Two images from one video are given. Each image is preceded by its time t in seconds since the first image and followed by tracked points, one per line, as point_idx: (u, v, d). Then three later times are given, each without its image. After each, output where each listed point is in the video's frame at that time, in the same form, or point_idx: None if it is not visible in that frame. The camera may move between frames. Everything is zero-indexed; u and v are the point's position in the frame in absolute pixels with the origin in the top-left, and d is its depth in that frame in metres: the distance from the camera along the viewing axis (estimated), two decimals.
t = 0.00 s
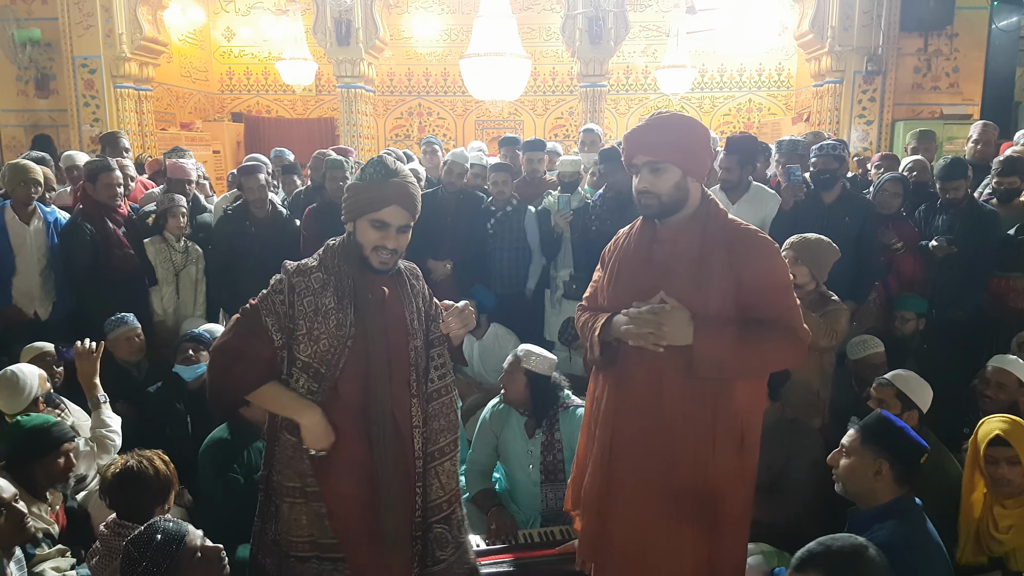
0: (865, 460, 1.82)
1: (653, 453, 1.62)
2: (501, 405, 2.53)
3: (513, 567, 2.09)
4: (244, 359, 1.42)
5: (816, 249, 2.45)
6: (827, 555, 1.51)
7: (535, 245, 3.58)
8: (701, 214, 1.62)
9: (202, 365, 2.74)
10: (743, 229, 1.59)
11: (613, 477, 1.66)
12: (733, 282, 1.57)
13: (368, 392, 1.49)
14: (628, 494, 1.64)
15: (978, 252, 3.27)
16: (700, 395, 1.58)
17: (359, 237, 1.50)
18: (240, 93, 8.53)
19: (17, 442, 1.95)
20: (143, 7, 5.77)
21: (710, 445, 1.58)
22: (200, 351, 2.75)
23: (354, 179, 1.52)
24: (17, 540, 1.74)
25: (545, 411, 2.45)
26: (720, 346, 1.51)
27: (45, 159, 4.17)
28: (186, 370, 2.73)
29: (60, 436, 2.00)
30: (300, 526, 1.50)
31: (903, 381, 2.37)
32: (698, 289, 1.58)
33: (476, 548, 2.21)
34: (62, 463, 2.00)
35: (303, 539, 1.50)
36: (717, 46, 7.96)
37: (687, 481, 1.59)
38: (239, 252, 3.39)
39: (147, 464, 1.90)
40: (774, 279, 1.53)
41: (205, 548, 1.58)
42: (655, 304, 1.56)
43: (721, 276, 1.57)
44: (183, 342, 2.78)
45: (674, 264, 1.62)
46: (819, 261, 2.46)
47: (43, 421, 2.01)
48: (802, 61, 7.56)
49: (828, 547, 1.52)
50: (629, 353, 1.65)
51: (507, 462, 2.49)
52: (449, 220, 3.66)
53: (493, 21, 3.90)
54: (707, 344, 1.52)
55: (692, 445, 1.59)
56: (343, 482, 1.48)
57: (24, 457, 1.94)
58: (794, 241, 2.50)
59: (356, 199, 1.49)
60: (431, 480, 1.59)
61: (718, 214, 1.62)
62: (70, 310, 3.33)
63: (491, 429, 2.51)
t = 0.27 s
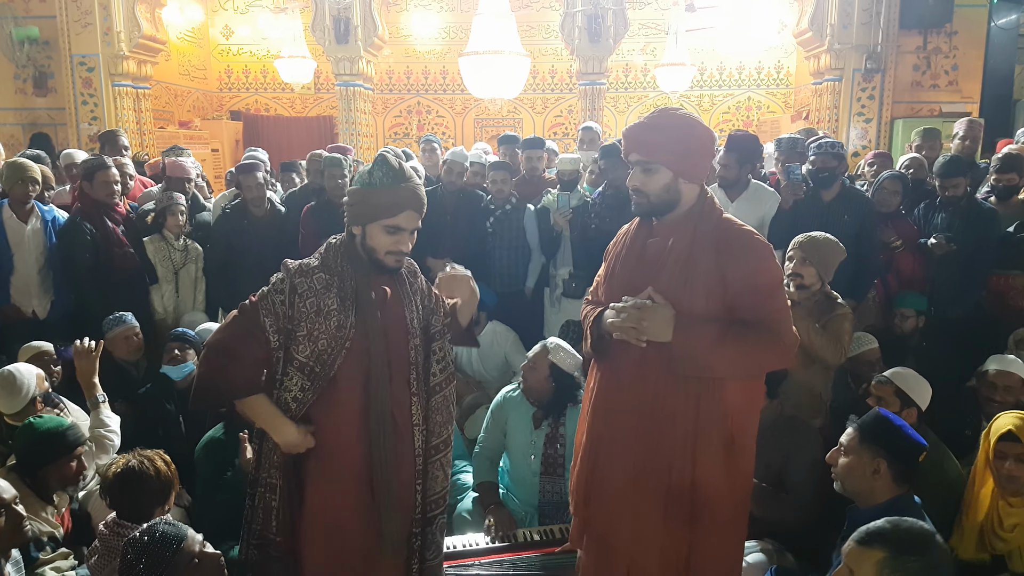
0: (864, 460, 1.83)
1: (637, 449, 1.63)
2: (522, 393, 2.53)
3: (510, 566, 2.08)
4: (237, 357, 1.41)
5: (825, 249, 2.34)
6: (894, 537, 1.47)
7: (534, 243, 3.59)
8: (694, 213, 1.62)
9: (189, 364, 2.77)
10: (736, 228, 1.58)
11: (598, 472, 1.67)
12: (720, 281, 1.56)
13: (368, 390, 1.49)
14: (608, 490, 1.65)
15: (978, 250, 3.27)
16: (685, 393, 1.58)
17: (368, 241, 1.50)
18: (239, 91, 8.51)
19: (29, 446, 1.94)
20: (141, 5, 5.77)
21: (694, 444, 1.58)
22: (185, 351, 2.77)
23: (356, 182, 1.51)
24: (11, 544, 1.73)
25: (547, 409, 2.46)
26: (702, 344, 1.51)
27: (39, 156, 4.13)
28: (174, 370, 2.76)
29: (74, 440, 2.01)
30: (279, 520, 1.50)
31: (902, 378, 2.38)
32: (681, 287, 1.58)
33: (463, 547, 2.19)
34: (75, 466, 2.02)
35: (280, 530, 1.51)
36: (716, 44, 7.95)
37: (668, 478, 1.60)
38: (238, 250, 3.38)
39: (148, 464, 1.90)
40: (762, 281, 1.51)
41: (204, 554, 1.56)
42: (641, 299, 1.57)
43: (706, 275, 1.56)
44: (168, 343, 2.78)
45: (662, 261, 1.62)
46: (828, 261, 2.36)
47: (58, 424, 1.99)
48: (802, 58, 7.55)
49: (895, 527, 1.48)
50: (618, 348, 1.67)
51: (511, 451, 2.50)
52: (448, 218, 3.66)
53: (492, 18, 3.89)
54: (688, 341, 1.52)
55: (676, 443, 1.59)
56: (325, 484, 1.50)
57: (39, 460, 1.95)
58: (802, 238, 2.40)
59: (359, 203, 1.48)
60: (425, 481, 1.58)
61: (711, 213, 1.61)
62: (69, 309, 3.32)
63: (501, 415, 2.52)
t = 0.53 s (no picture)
0: (863, 459, 1.83)
1: (633, 448, 1.63)
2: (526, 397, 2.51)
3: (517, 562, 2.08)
4: (252, 365, 1.46)
5: (826, 248, 2.44)
6: (904, 528, 1.53)
7: (533, 242, 3.59)
8: (694, 211, 1.62)
9: (177, 365, 2.73)
10: (735, 226, 1.58)
11: (593, 470, 1.67)
12: (720, 279, 1.56)
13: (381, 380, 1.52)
14: (604, 488, 1.65)
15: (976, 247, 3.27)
16: (682, 391, 1.59)
17: (390, 249, 1.53)
18: (237, 90, 8.51)
19: (30, 444, 1.95)
20: (139, 4, 5.77)
21: (691, 442, 1.58)
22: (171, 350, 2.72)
23: (367, 199, 1.49)
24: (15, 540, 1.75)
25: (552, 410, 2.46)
26: (702, 343, 1.51)
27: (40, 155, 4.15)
28: (163, 371, 2.72)
29: (73, 438, 2.01)
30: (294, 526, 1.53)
31: (901, 376, 2.37)
32: (684, 284, 1.58)
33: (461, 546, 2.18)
34: (72, 463, 2.02)
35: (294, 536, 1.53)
36: (714, 43, 7.95)
37: (666, 476, 1.60)
38: (236, 250, 3.38)
39: (147, 462, 1.90)
40: (761, 280, 1.52)
41: (200, 556, 1.57)
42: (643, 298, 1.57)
43: (707, 272, 1.57)
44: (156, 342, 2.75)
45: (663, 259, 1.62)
46: (830, 258, 2.45)
47: (56, 422, 2.00)
48: (800, 57, 7.55)
49: (905, 518, 1.55)
50: (617, 347, 1.67)
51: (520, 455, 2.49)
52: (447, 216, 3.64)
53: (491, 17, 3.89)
54: (689, 339, 1.52)
55: (673, 441, 1.59)
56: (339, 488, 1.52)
57: (38, 459, 1.95)
58: (807, 239, 2.49)
59: (377, 218, 1.49)
60: (443, 452, 1.62)
61: (710, 212, 1.62)
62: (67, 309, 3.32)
63: (511, 418, 2.51)
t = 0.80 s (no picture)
0: (865, 459, 1.83)
1: (650, 447, 1.62)
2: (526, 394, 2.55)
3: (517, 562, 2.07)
4: (289, 388, 1.35)
5: (827, 246, 2.47)
6: (907, 521, 1.55)
7: (532, 242, 3.58)
8: (695, 210, 1.63)
9: (173, 364, 2.76)
10: (737, 223, 1.60)
11: (609, 472, 1.66)
12: (728, 274, 1.58)
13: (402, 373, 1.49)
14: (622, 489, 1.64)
15: (974, 245, 3.27)
16: (694, 387, 1.60)
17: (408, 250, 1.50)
18: (236, 91, 8.51)
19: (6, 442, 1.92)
20: (137, 4, 5.77)
21: (706, 438, 1.59)
22: (167, 351, 2.80)
23: (399, 208, 1.43)
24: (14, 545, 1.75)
25: (553, 408, 2.48)
26: (723, 340, 1.52)
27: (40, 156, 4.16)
28: (158, 371, 2.74)
29: (52, 435, 1.98)
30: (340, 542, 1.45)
31: (901, 374, 2.38)
32: (696, 282, 1.59)
33: (459, 547, 2.17)
34: (55, 459, 1.99)
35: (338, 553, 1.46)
36: (712, 42, 7.95)
37: (684, 473, 1.60)
38: (236, 250, 3.40)
39: (145, 464, 1.90)
40: (767, 272, 1.55)
41: (198, 559, 1.58)
42: (656, 297, 1.56)
43: (716, 267, 1.58)
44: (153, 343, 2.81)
45: (671, 258, 1.62)
46: (832, 257, 2.48)
47: (34, 419, 1.98)
48: (798, 55, 7.56)
49: (906, 510, 1.57)
50: (629, 348, 1.65)
51: (521, 453, 2.52)
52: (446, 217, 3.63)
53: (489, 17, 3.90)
54: (709, 335, 1.52)
55: (689, 438, 1.60)
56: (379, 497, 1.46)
57: (17, 459, 1.92)
58: (808, 238, 2.52)
59: (408, 225, 1.44)
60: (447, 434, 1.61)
61: (711, 210, 1.63)
62: (66, 310, 3.32)
63: (510, 417, 2.54)
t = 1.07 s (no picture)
0: (866, 460, 1.83)
1: (663, 446, 1.63)
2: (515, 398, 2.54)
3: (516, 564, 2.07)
4: (346, 404, 1.32)
5: (832, 248, 2.51)
6: (888, 513, 1.54)
7: (531, 243, 3.58)
8: (694, 209, 1.64)
9: (175, 364, 2.76)
10: (736, 221, 1.61)
11: (621, 472, 1.66)
12: (734, 271, 1.59)
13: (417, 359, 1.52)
14: (636, 487, 1.64)
15: (974, 245, 3.27)
16: (705, 384, 1.61)
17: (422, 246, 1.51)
18: (235, 91, 8.51)
19: None
20: (136, 5, 5.77)
21: (718, 435, 1.60)
22: (170, 351, 2.79)
23: (424, 205, 1.43)
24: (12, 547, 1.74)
25: (552, 409, 2.48)
26: (736, 337, 1.53)
27: (41, 156, 4.16)
28: (160, 371, 2.74)
29: (34, 439, 1.95)
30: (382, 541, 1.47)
31: (901, 375, 2.38)
32: (703, 280, 1.59)
33: (459, 547, 2.18)
34: (36, 464, 1.97)
35: (377, 553, 1.47)
36: (712, 42, 7.96)
37: (696, 472, 1.61)
38: (236, 250, 3.40)
39: (145, 465, 1.90)
40: (768, 268, 1.58)
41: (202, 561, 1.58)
42: (665, 296, 1.55)
43: (722, 266, 1.58)
44: (153, 343, 2.79)
45: (677, 258, 1.62)
46: (836, 259, 2.52)
47: (13, 423, 1.93)
48: (798, 56, 7.56)
49: (888, 503, 1.56)
50: (637, 347, 1.65)
51: (512, 456, 2.51)
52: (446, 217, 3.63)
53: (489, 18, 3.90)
54: (722, 332, 1.53)
55: (701, 435, 1.61)
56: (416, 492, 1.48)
57: (6, 462, 1.89)
58: (814, 240, 2.55)
59: (431, 221, 1.45)
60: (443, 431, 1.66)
61: (710, 209, 1.64)
62: (65, 310, 3.32)
63: (500, 420, 2.53)
